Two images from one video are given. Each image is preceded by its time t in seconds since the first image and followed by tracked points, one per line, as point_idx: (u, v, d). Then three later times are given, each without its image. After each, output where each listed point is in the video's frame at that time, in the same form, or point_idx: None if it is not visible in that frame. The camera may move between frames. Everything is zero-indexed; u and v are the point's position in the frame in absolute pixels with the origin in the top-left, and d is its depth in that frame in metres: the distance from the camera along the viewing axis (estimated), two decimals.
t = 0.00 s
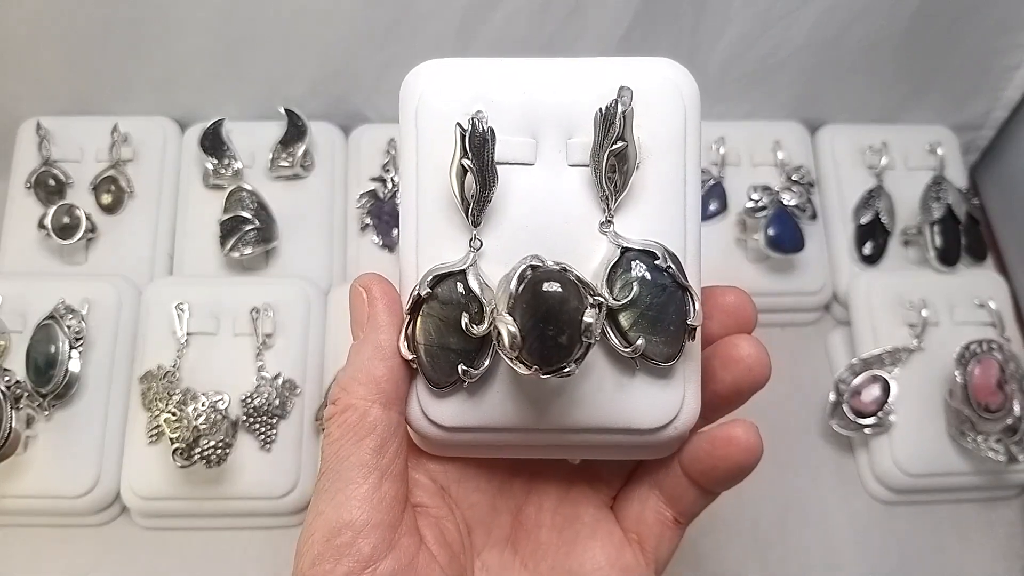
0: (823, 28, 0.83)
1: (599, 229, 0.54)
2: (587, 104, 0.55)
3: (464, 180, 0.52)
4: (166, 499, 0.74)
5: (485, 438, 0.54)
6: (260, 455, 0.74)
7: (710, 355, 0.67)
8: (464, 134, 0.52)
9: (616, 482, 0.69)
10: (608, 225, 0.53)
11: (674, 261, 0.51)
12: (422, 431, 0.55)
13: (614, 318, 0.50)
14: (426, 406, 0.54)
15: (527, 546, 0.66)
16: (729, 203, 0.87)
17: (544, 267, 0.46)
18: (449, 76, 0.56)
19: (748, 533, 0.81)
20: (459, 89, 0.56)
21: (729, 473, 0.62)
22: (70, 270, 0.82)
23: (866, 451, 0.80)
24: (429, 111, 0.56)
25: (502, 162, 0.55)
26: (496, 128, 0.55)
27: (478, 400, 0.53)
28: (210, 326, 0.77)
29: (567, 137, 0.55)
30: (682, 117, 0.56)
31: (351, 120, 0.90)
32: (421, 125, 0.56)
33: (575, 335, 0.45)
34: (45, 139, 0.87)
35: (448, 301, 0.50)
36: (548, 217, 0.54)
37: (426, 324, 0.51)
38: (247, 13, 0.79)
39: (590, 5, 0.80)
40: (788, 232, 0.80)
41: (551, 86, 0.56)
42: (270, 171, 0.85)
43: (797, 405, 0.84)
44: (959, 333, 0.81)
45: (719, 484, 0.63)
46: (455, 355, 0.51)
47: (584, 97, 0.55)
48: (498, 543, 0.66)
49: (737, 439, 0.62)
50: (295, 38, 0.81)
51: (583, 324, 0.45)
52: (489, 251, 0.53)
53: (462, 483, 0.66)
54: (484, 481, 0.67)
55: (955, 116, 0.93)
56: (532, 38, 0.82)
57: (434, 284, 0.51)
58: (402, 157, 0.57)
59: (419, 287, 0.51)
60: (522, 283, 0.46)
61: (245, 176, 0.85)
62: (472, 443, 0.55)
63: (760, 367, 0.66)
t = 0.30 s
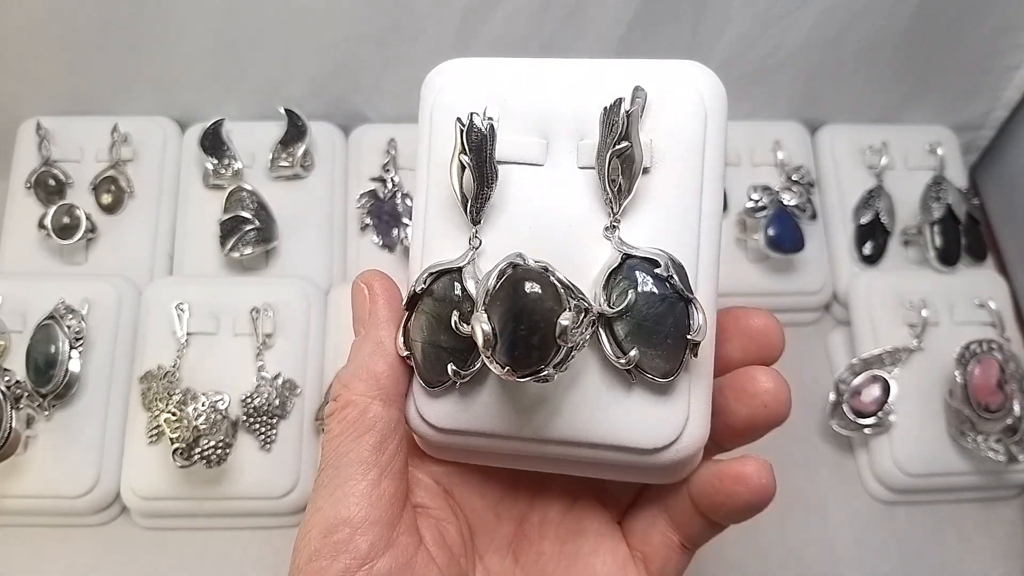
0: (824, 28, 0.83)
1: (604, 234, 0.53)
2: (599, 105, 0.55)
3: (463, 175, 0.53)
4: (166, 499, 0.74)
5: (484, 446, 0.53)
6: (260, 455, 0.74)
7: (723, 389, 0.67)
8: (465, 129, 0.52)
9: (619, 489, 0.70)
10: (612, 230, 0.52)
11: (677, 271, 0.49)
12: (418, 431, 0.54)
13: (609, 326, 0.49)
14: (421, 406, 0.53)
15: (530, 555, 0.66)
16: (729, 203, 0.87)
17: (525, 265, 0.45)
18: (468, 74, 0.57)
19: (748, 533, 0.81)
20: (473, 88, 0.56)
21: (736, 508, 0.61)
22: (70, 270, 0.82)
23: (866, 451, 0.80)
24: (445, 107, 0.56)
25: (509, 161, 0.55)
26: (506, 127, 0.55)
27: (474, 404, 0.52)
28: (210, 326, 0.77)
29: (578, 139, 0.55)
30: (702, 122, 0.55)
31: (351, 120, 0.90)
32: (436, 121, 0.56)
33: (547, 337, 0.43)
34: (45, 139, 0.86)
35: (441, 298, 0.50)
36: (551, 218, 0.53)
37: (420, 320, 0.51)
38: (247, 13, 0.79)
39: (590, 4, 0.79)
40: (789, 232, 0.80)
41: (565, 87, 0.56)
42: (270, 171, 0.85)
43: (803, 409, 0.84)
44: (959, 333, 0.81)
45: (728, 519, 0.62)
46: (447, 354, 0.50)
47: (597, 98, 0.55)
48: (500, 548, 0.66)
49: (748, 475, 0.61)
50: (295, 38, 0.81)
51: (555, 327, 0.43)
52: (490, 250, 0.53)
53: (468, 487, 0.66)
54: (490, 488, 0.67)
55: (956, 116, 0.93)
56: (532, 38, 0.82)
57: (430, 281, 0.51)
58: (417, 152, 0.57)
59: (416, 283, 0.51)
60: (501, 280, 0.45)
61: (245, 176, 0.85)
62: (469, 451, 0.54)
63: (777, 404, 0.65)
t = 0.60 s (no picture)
0: (822, 29, 0.83)
1: (588, 226, 0.53)
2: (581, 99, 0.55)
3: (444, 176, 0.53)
4: (166, 499, 0.74)
5: (479, 445, 0.54)
6: (261, 455, 0.74)
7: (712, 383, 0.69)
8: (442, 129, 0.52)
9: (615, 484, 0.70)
10: (597, 222, 0.52)
11: (663, 261, 0.49)
12: (416, 430, 0.54)
13: (596, 320, 0.49)
14: (416, 407, 0.54)
15: (530, 549, 0.66)
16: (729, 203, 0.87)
17: (502, 263, 0.44)
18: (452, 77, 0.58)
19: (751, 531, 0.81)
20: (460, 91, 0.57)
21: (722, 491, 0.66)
22: (70, 270, 0.82)
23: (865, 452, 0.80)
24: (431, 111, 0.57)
25: (493, 159, 0.55)
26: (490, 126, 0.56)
27: (466, 401, 0.52)
28: (210, 326, 0.77)
29: (560, 134, 0.55)
30: (686, 111, 0.54)
31: (351, 120, 0.90)
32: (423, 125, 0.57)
33: (527, 336, 0.43)
34: (46, 139, 0.86)
35: (428, 297, 0.50)
36: (536, 215, 0.53)
37: (409, 321, 0.51)
38: (247, 13, 0.79)
39: (590, 4, 0.79)
40: (788, 232, 0.82)
41: (546, 81, 0.56)
42: (270, 171, 0.85)
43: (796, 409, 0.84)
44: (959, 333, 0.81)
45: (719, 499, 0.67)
46: (435, 352, 0.50)
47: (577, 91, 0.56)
48: (500, 544, 0.66)
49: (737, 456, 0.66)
50: (295, 38, 0.81)
51: (535, 326, 0.43)
52: (475, 247, 0.53)
53: (466, 485, 0.67)
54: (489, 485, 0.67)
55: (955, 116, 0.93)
56: (532, 38, 0.82)
57: (419, 281, 0.51)
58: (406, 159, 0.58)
59: (404, 284, 0.51)
60: (478, 277, 0.44)
61: (245, 176, 0.85)
62: (466, 448, 0.54)
63: (763, 393, 0.69)
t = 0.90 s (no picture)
0: (821, 29, 0.83)
1: (551, 225, 0.51)
2: (544, 89, 0.53)
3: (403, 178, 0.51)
4: (166, 499, 0.74)
5: (434, 434, 0.53)
6: (261, 455, 0.74)
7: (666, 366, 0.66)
8: (400, 128, 0.50)
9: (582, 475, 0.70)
10: (560, 221, 0.51)
11: (624, 262, 0.49)
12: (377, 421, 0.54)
13: (561, 322, 0.48)
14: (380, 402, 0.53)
15: (498, 540, 0.66)
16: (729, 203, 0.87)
17: (468, 276, 0.45)
18: (403, 61, 0.54)
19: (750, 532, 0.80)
20: (416, 78, 0.54)
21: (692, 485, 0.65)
22: (70, 270, 0.82)
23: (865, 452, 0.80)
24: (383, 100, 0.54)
25: (451, 154, 0.52)
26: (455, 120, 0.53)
27: (431, 399, 0.51)
28: (210, 326, 0.77)
29: (522, 126, 0.53)
30: (648, 105, 0.53)
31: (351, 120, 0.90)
32: (374, 115, 0.54)
33: (495, 352, 0.44)
34: (45, 139, 0.86)
35: (391, 298, 0.49)
36: (498, 214, 0.51)
37: (369, 320, 0.50)
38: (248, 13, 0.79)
39: (591, 5, 0.79)
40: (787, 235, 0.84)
41: (503, 67, 0.53)
42: (270, 171, 0.84)
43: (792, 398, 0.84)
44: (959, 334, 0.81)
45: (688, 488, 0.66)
46: (398, 354, 0.49)
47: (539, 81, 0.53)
48: (465, 534, 0.66)
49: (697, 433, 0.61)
50: (295, 38, 0.81)
51: (504, 342, 0.44)
52: (436, 246, 0.51)
53: (430, 478, 0.65)
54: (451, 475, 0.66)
55: (956, 116, 0.93)
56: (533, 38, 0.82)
57: (379, 280, 0.49)
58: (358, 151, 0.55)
59: (364, 283, 0.50)
60: (446, 292, 0.44)
61: (245, 176, 0.85)
62: (420, 437, 0.53)
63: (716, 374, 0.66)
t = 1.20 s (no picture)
0: (821, 29, 0.83)
1: (539, 240, 0.50)
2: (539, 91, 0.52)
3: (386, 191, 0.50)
4: (166, 499, 0.74)
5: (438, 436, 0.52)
6: (260, 455, 0.74)
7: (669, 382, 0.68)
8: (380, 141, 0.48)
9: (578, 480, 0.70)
10: (549, 237, 0.50)
11: (610, 283, 0.46)
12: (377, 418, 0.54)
13: (544, 343, 0.47)
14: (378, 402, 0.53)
15: (498, 541, 0.65)
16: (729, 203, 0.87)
17: (435, 301, 0.44)
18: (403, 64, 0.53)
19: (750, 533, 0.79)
20: (413, 83, 0.53)
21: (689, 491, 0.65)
22: (70, 270, 0.82)
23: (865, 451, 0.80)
24: (380, 104, 0.53)
25: (444, 163, 0.52)
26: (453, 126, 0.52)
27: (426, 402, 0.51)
28: (210, 326, 0.78)
29: (513, 135, 0.52)
30: (647, 115, 0.51)
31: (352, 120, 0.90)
32: (370, 119, 0.54)
33: (460, 379, 0.43)
34: (45, 139, 0.86)
35: (377, 306, 0.48)
36: (488, 227, 0.51)
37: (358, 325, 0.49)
38: (248, 13, 0.79)
39: (591, 5, 0.79)
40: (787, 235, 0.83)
41: (501, 73, 0.52)
42: (270, 172, 0.84)
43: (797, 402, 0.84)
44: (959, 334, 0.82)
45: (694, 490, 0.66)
46: (381, 362, 0.48)
47: (532, 85, 0.52)
48: (467, 534, 0.65)
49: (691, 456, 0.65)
50: (295, 37, 0.82)
51: (468, 370, 0.43)
52: (426, 256, 0.51)
53: (433, 477, 0.66)
54: (449, 477, 0.66)
55: (956, 116, 0.93)
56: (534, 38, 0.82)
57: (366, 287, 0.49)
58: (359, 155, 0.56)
59: (353, 290, 0.49)
60: (413, 316, 0.44)
61: (245, 176, 0.85)
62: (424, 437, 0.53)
63: (721, 395, 0.69)
